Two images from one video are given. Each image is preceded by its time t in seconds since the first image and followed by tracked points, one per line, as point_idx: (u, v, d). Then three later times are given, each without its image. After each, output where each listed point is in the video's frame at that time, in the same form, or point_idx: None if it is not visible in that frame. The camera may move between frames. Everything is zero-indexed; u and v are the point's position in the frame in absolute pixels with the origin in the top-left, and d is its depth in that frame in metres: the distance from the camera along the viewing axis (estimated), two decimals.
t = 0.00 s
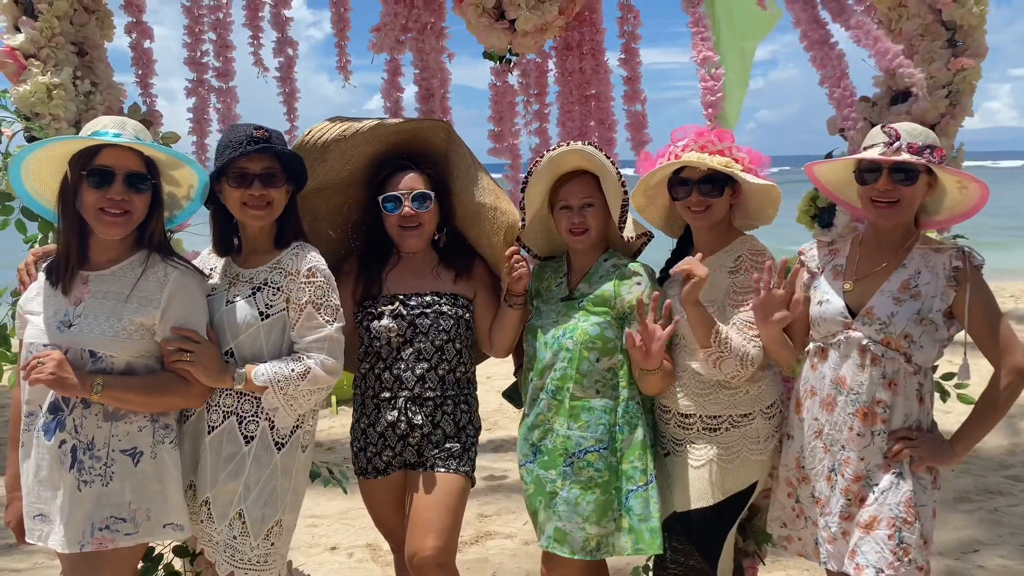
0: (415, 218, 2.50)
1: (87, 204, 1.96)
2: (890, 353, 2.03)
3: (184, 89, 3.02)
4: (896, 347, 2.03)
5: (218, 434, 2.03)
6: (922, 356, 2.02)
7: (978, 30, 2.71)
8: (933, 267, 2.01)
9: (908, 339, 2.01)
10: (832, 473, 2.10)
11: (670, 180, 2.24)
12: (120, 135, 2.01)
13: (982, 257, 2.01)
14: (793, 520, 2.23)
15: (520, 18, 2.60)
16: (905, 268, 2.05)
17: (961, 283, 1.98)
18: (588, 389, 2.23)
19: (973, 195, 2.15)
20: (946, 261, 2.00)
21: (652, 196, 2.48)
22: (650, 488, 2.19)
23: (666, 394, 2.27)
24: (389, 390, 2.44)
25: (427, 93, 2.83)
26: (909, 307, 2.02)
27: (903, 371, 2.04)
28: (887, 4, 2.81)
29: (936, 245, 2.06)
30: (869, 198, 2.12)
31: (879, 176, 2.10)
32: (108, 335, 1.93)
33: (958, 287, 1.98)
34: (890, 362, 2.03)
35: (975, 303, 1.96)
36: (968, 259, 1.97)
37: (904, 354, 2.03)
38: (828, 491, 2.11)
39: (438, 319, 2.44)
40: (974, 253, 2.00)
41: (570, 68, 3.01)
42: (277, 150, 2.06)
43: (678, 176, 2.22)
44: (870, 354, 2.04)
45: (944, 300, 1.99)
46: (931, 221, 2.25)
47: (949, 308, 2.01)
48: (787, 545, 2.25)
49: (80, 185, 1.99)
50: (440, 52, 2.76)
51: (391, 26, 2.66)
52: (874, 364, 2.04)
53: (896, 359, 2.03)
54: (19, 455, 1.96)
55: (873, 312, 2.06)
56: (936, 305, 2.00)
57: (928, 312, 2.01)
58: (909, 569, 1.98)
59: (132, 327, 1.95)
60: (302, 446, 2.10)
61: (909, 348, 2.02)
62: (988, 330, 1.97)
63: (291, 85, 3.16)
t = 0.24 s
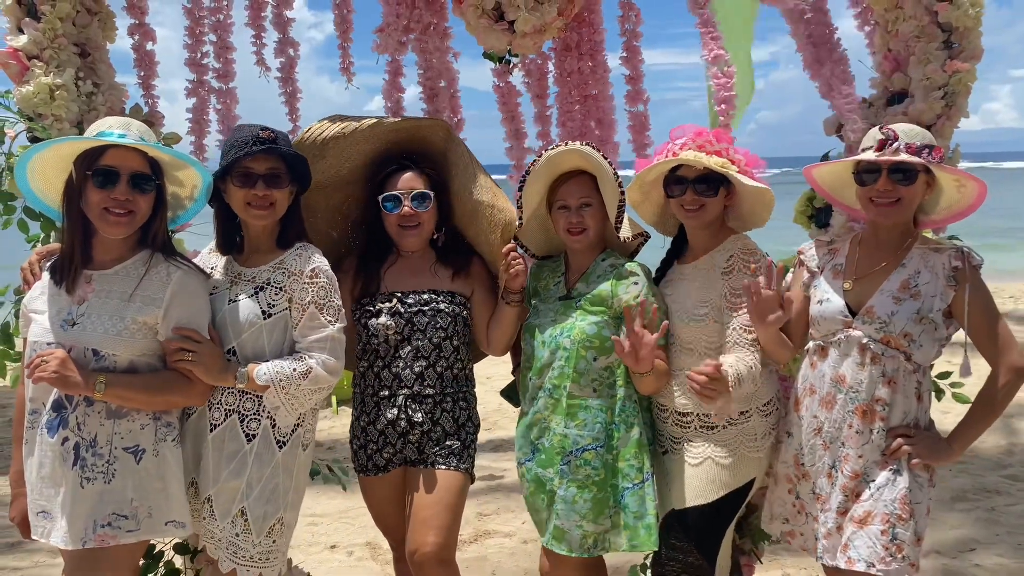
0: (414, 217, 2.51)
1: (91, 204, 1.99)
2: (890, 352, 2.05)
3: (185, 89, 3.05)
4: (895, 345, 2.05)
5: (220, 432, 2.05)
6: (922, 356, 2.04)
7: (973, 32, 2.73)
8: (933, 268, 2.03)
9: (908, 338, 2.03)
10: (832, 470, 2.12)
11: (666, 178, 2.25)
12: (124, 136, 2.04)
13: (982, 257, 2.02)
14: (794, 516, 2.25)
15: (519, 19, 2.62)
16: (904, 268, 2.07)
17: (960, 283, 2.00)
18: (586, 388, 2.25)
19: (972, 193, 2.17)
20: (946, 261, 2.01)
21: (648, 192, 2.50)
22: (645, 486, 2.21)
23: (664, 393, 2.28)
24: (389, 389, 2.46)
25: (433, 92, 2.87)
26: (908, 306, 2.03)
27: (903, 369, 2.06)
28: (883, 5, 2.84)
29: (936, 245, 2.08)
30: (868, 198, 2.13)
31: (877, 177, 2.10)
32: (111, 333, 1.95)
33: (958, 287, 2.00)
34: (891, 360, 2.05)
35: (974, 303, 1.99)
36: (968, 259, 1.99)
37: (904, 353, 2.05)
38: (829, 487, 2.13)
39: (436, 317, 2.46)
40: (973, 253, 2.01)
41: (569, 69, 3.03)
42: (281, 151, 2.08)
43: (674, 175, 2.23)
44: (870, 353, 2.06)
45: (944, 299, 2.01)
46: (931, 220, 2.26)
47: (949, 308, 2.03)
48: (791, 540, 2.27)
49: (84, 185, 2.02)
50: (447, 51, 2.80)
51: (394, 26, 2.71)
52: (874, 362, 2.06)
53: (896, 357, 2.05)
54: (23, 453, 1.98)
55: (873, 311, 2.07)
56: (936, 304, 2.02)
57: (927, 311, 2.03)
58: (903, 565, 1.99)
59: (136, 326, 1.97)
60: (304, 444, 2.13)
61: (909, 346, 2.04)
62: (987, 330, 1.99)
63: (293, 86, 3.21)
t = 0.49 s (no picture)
0: (413, 215, 2.53)
1: (92, 205, 2.00)
2: (887, 349, 2.06)
3: (184, 89, 3.03)
4: (892, 343, 2.06)
5: (231, 432, 2.05)
6: (920, 353, 2.05)
7: (968, 34, 2.75)
8: (932, 266, 2.04)
9: (905, 335, 2.05)
10: (833, 466, 2.14)
11: (664, 178, 2.26)
12: (124, 137, 2.05)
13: (981, 257, 2.03)
14: (795, 512, 2.28)
15: (518, 21, 2.63)
16: (904, 266, 2.08)
17: (959, 282, 2.01)
18: (584, 387, 2.26)
19: (969, 191, 2.20)
20: (946, 260, 2.02)
21: (645, 192, 2.52)
22: (644, 484, 2.23)
23: (663, 392, 2.30)
24: (390, 389, 2.47)
25: (439, 91, 2.89)
26: (906, 303, 2.05)
27: (900, 367, 2.07)
28: (880, 8, 2.86)
29: (936, 244, 2.09)
30: (868, 199, 2.14)
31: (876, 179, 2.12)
32: (112, 333, 1.96)
33: (958, 286, 2.01)
34: (888, 358, 2.06)
35: (972, 302, 2.00)
36: (967, 259, 1.99)
37: (901, 350, 2.06)
38: (830, 484, 2.15)
39: (435, 317, 2.47)
40: (972, 252, 2.02)
41: (569, 71, 3.04)
42: (285, 148, 2.10)
43: (672, 175, 2.25)
44: (868, 350, 2.08)
45: (943, 297, 2.02)
46: (927, 219, 2.32)
47: (949, 306, 2.04)
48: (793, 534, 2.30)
49: (85, 186, 2.03)
50: (451, 50, 2.82)
51: (396, 26, 2.72)
52: (871, 360, 2.07)
53: (893, 355, 2.06)
54: (24, 453, 1.98)
55: (871, 309, 2.09)
56: (934, 302, 2.03)
57: (926, 310, 2.04)
58: (896, 561, 2.02)
59: (136, 326, 1.98)
60: (312, 442, 2.15)
61: (906, 344, 2.05)
62: (985, 329, 2.00)
63: (288, 84, 3.18)
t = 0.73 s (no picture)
0: (410, 212, 2.54)
1: (92, 205, 2.00)
2: (890, 349, 2.08)
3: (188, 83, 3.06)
4: (895, 343, 2.08)
5: (250, 434, 2.06)
6: (921, 353, 2.06)
7: (961, 35, 2.78)
8: (933, 266, 2.04)
9: (907, 336, 2.06)
10: (835, 466, 2.16)
11: (663, 180, 2.28)
12: (124, 137, 2.06)
13: (982, 257, 2.02)
14: (794, 511, 2.28)
15: (515, 21, 2.65)
16: (905, 267, 2.09)
17: (960, 281, 2.01)
18: (584, 388, 2.27)
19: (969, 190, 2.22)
20: (946, 259, 2.02)
21: (643, 193, 2.51)
22: (643, 484, 2.24)
23: (663, 391, 2.31)
24: (391, 391, 2.48)
25: (441, 89, 2.85)
26: (908, 304, 2.06)
27: (903, 367, 2.09)
28: (873, 9, 2.89)
29: (937, 244, 2.09)
30: (868, 199, 2.15)
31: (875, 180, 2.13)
32: (111, 333, 1.96)
33: (958, 285, 2.01)
34: (891, 358, 2.08)
35: (973, 301, 1.99)
36: (968, 258, 1.99)
37: (904, 351, 2.08)
38: (832, 483, 2.16)
39: (434, 316, 2.48)
40: (973, 251, 2.02)
41: (568, 73, 3.08)
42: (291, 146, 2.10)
43: (672, 176, 2.27)
44: (871, 350, 2.10)
45: (944, 297, 2.02)
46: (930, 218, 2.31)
47: (950, 306, 2.04)
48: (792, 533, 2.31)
49: (85, 186, 2.03)
50: (452, 47, 2.84)
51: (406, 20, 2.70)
52: (875, 359, 2.09)
53: (896, 355, 2.08)
54: (24, 452, 1.98)
55: (873, 309, 2.10)
56: (936, 302, 2.04)
57: (927, 309, 2.05)
58: (893, 558, 2.04)
59: (136, 326, 1.98)
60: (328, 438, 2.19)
61: (908, 344, 2.07)
62: (982, 331, 2.00)
63: (289, 76, 3.20)
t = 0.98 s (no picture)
0: (413, 218, 2.56)
1: (96, 209, 2.01)
2: (900, 351, 2.09)
3: (192, 74, 3.13)
4: (904, 345, 2.09)
5: (276, 437, 2.08)
6: (930, 354, 2.08)
7: (956, 39, 2.80)
8: (939, 267, 2.06)
9: (916, 338, 2.07)
10: (849, 468, 2.16)
11: (667, 182, 2.30)
12: (128, 141, 2.07)
13: (985, 255, 2.04)
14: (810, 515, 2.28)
15: (517, 25, 2.69)
16: (910, 268, 2.10)
17: (965, 281, 2.03)
18: (588, 390, 2.29)
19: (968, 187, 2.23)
20: (950, 259, 2.04)
21: (648, 196, 2.52)
22: (646, 486, 2.26)
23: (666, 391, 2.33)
24: (392, 393, 2.50)
25: (443, 92, 2.97)
26: (916, 305, 2.07)
27: (914, 369, 2.10)
28: (869, 13, 2.92)
29: (939, 244, 2.10)
30: (869, 201, 2.17)
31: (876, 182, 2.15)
32: (115, 336, 1.96)
33: (964, 285, 2.03)
34: (901, 360, 2.10)
35: (981, 301, 2.01)
36: (972, 258, 2.01)
37: (913, 352, 2.09)
38: (845, 486, 2.17)
39: (437, 317, 2.50)
40: (977, 251, 2.04)
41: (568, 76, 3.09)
42: (302, 147, 2.11)
43: (675, 179, 2.28)
44: (881, 353, 2.11)
45: (950, 297, 2.04)
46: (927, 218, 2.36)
47: (955, 306, 2.06)
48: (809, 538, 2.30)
49: (89, 189, 2.04)
50: (454, 49, 2.92)
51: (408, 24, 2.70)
52: (885, 362, 2.11)
53: (905, 357, 2.09)
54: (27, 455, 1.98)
55: (881, 312, 2.12)
56: (942, 303, 2.05)
57: (934, 310, 2.07)
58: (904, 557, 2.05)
59: (139, 328, 1.98)
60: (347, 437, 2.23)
61: (917, 346, 2.08)
62: (989, 330, 2.02)
63: (292, 64, 3.29)
